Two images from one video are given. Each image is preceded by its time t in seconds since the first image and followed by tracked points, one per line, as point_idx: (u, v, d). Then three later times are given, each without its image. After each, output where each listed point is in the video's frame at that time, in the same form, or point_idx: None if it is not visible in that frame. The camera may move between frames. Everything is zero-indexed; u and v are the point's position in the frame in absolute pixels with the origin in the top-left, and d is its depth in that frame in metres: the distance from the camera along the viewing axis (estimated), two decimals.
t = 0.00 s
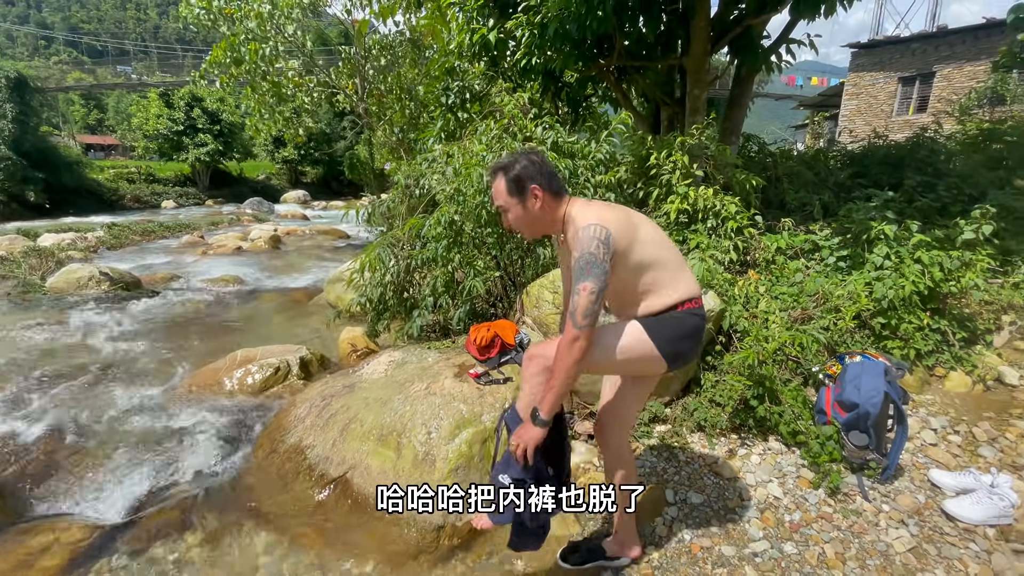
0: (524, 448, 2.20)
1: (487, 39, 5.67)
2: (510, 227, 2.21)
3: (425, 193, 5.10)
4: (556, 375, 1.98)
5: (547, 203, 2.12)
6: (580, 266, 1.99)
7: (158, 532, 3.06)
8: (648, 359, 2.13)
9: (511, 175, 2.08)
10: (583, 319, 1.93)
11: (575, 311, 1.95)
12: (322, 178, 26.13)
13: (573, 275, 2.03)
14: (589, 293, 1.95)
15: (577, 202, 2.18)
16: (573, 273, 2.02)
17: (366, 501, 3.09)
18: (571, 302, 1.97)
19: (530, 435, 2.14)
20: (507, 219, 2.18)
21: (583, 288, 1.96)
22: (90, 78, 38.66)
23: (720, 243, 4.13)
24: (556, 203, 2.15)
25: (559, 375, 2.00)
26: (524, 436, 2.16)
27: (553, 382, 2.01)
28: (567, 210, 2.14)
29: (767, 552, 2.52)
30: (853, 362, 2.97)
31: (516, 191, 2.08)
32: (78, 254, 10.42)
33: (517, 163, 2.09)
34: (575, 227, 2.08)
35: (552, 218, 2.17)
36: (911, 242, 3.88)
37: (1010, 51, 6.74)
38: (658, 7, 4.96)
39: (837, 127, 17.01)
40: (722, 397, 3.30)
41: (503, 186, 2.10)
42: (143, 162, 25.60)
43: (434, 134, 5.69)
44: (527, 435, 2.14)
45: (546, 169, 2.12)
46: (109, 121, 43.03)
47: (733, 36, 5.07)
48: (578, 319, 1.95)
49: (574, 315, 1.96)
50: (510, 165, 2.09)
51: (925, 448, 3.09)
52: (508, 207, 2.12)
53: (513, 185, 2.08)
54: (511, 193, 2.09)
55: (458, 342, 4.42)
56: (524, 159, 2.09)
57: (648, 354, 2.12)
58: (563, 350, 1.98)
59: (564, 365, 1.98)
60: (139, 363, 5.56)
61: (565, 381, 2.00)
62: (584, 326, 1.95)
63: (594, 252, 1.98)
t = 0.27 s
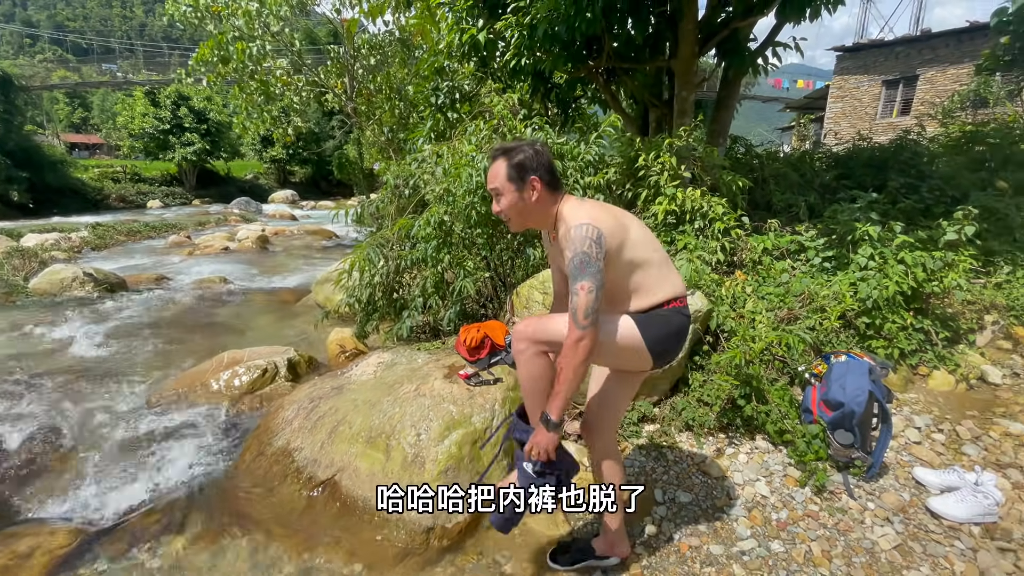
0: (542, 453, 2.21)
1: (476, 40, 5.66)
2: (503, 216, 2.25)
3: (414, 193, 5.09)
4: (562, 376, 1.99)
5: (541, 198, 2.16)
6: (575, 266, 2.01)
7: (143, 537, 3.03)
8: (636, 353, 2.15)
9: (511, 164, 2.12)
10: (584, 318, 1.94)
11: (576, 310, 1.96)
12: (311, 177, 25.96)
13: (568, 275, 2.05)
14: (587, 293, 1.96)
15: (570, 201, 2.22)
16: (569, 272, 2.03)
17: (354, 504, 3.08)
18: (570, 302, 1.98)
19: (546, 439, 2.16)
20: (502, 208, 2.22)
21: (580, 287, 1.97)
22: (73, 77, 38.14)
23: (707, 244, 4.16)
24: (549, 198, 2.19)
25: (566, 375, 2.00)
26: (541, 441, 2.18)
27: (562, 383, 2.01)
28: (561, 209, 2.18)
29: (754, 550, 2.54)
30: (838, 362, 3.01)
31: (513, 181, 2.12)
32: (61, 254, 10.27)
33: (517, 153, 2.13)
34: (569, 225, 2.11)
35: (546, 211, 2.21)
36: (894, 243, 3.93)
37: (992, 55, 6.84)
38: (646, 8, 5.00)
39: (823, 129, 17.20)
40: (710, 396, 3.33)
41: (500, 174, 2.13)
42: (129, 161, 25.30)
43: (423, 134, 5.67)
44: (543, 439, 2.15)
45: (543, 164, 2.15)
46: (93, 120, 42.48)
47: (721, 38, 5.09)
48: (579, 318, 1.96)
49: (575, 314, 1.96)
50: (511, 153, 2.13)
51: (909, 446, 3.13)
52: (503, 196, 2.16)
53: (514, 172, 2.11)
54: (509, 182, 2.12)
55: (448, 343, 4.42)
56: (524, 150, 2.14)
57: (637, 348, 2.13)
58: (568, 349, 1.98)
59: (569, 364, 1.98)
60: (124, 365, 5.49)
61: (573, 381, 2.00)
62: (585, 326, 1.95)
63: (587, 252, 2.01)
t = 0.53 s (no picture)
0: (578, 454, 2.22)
1: (466, 40, 5.65)
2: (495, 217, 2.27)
3: (403, 193, 5.08)
4: (585, 380, 1.97)
5: (531, 200, 2.17)
6: (573, 272, 1.99)
7: (128, 540, 2.99)
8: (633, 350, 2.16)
9: (501, 167, 2.14)
10: (594, 322, 1.92)
11: (584, 315, 1.94)
12: (300, 177, 25.79)
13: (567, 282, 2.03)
14: (591, 296, 1.95)
15: (559, 202, 2.22)
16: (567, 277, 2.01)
17: (342, 506, 3.06)
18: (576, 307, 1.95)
19: (581, 442, 2.16)
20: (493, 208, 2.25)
21: (582, 292, 1.95)
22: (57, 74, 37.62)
23: (695, 245, 4.19)
24: (538, 200, 2.19)
25: (589, 379, 1.99)
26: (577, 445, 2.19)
27: (587, 388, 2.00)
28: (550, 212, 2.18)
29: (742, 548, 2.57)
30: (823, 361, 3.02)
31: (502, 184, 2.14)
32: (44, 254, 10.11)
33: (504, 156, 2.15)
34: (559, 229, 2.10)
35: (535, 212, 2.22)
36: (878, 244, 3.99)
37: (974, 59, 6.95)
38: (635, 10, 5.03)
39: (810, 131, 17.39)
40: (698, 395, 3.35)
41: (490, 178, 2.16)
42: (114, 159, 24.97)
43: (413, 134, 5.66)
44: (577, 443, 2.16)
45: (532, 168, 2.16)
46: (77, 117, 41.88)
47: (709, 41, 5.13)
48: (588, 322, 1.94)
49: (584, 319, 1.94)
50: (499, 156, 2.16)
51: (893, 444, 3.18)
52: (494, 198, 2.18)
53: (507, 171, 2.14)
54: (498, 184, 2.15)
55: (437, 344, 4.41)
56: (511, 152, 2.15)
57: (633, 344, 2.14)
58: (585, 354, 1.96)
59: (589, 367, 1.97)
60: (109, 367, 5.42)
61: (598, 383, 1.99)
62: (597, 328, 1.94)
63: (582, 256, 2.00)
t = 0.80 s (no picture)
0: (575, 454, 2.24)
1: (457, 41, 5.66)
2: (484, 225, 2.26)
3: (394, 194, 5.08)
4: (585, 384, 2.00)
5: (518, 208, 2.16)
6: (566, 277, 2.02)
7: (115, 545, 2.97)
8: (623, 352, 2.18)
9: (482, 176, 2.13)
10: (590, 326, 1.94)
11: (580, 320, 1.95)
12: (289, 177, 25.64)
13: (560, 287, 2.04)
14: (585, 301, 1.96)
15: (548, 207, 2.23)
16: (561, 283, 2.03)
17: (331, 508, 3.05)
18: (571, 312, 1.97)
19: (578, 442, 2.18)
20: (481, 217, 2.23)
21: (577, 297, 1.97)
22: (42, 71, 37.17)
23: (684, 247, 4.22)
24: (526, 207, 2.18)
25: (588, 382, 2.01)
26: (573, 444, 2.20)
27: (586, 392, 2.02)
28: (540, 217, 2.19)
29: (729, 548, 2.60)
30: (809, 362, 3.08)
31: (487, 193, 2.14)
32: (27, 254, 9.97)
33: (488, 163, 2.13)
34: (550, 235, 2.11)
35: (524, 219, 2.20)
36: (863, 246, 4.05)
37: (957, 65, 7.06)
38: (625, 13, 5.08)
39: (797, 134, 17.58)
40: (686, 396, 3.38)
41: (474, 186, 2.16)
42: (99, 158, 24.66)
43: (404, 135, 5.66)
44: (574, 443, 2.17)
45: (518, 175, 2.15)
46: (61, 115, 41.38)
47: (698, 45, 5.18)
48: (585, 326, 1.95)
49: (580, 324, 1.96)
50: (481, 164, 2.15)
51: (877, 444, 3.23)
52: (480, 206, 2.18)
53: (482, 188, 2.14)
54: (483, 193, 2.14)
55: (428, 345, 4.42)
56: (495, 159, 2.14)
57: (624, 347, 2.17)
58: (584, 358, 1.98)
59: (588, 371, 2.00)
60: (95, 369, 5.36)
61: (596, 386, 2.01)
62: (593, 332, 1.96)
63: (574, 262, 2.02)
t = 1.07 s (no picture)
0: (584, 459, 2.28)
1: (450, 42, 5.66)
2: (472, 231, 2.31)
3: (386, 194, 5.07)
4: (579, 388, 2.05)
5: (502, 217, 2.19)
6: (552, 288, 2.02)
7: (103, 546, 2.95)
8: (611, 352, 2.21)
9: (462, 188, 2.16)
10: (575, 336, 1.97)
11: (566, 331, 1.98)
12: (280, 176, 25.50)
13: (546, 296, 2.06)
14: (570, 312, 1.98)
15: (534, 215, 2.23)
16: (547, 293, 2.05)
17: (322, 509, 3.04)
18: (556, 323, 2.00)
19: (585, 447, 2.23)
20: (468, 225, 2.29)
21: (561, 308, 1.99)
22: (29, 68, 36.71)
23: (675, 248, 4.25)
24: (511, 215, 2.20)
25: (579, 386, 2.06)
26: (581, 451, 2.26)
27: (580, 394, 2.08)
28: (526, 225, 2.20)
29: (719, 547, 2.62)
30: (798, 362, 3.13)
31: (469, 204, 2.18)
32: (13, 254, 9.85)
33: (469, 175, 2.15)
34: (535, 245, 2.12)
35: (510, 226, 2.23)
36: (851, 248, 4.10)
37: (944, 69, 7.15)
38: (617, 16, 5.12)
39: (787, 137, 17.73)
40: (677, 396, 3.40)
41: (457, 198, 2.20)
42: (87, 156, 24.39)
43: (397, 135, 5.66)
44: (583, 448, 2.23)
45: (499, 185, 2.15)
46: (48, 113, 40.90)
47: (689, 48, 5.22)
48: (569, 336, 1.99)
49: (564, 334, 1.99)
50: (461, 176, 2.18)
51: (864, 443, 3.27)
52: (465, 217, 2.23)
53: (465, 200, 2.18)
54: (467, 203, 2.19)
55: (420, 346, 4.42)
56: (476, 171, 2.15)
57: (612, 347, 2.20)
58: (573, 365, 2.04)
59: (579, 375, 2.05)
60: (83, 369, 5.30)
61: (588, 392, 2.06)
62: (580, 341, 2.00)
63: (561, 272, 2.02)
